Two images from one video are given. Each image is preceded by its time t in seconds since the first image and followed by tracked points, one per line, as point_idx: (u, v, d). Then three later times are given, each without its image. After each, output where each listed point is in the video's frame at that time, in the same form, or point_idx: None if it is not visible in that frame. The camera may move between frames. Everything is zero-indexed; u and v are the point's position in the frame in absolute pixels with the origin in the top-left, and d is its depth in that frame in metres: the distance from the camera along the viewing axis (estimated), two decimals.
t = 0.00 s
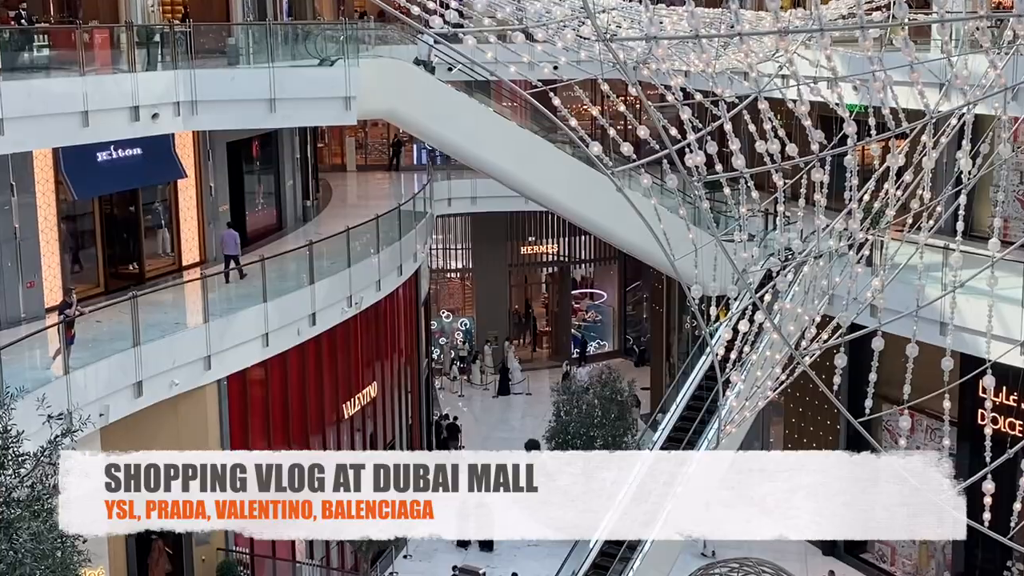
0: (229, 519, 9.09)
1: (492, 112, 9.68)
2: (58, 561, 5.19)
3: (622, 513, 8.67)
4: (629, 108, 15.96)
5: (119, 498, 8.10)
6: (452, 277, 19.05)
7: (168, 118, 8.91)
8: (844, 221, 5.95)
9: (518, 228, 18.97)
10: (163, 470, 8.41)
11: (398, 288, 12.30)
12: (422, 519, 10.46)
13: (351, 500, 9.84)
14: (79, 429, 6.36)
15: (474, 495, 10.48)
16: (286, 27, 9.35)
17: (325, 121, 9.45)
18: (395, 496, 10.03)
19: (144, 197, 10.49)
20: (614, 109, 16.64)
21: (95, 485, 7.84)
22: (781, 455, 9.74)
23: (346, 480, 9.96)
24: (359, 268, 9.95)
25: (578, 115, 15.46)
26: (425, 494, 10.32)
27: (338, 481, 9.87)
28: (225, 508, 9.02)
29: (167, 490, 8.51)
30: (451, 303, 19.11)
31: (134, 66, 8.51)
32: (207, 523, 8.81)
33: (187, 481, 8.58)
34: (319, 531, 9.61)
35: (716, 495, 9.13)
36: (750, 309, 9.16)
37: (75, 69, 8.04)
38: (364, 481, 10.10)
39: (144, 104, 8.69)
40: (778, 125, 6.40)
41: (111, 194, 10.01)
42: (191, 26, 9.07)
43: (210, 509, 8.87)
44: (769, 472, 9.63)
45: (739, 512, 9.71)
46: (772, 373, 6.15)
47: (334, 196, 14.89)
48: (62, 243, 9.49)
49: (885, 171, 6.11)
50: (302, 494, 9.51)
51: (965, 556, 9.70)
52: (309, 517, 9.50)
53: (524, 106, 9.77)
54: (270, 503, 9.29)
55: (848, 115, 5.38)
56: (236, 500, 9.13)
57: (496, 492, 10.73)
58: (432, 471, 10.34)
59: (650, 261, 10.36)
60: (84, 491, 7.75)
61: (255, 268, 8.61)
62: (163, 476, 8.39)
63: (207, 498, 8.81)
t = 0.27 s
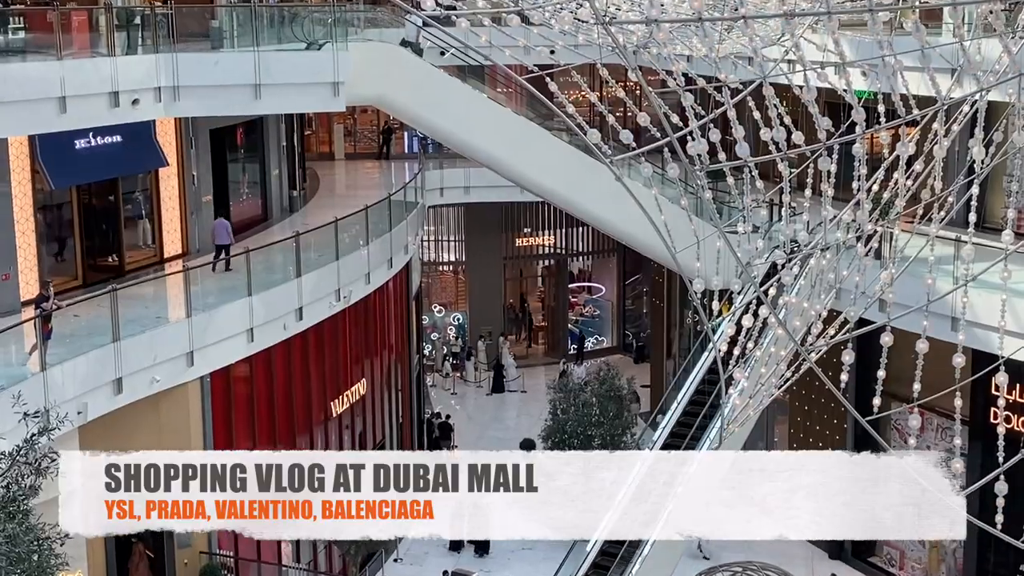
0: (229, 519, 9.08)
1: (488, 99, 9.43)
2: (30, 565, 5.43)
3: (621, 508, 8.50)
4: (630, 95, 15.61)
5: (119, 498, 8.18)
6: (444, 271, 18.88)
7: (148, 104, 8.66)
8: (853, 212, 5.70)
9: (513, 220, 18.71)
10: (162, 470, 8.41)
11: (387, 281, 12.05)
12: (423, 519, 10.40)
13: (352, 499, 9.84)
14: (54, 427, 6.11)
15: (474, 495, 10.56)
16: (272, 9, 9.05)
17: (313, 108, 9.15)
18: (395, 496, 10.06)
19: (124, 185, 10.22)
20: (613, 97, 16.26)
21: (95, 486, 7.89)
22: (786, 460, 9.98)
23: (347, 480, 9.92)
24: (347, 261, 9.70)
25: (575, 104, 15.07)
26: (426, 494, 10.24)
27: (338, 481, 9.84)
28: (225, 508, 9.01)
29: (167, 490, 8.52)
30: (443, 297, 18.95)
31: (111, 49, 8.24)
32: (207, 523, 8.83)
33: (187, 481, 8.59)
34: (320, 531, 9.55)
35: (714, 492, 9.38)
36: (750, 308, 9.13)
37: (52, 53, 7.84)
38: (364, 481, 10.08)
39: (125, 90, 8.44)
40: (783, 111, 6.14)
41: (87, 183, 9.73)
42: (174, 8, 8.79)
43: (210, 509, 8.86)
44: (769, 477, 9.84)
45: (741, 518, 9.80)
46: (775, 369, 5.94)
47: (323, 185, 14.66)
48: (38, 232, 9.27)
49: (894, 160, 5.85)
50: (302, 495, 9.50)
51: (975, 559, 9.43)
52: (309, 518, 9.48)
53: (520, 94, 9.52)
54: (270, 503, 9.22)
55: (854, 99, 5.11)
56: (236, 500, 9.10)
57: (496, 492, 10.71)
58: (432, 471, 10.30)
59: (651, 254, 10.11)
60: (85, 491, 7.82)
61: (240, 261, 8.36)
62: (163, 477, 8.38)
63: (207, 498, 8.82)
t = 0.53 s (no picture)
0: (229, 519, 8.98)
1: (483, 92, 9.32)
2: (12, 568, 5.38)
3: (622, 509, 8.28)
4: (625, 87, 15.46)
5: (119, 498, 8.13)
6: (436, 267, 18.66)
7: (133, 96, 8.53)
8: (854, 207, 5.56)
9: (507, 215, 18.61)
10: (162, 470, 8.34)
11: (378, 278, 11.93)
12: (423, 520, 10.28)
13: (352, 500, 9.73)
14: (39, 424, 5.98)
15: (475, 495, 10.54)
16: None
17: (301, 100, 8.96)
18: (395, 496, 10.01)
19: (108, 179, 10.04)
20: (609, 89, 16.12)
21: (95, 486, 7.84)
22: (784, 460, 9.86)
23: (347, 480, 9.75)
24: (336, 258, 9.55)
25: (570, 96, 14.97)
26: (426, 493, 10.27)
27: (338, 481, 9.64)
28: (224, 508, 8.90)
29: (167, 490, 8.40)
30: (434, 294, 18.69)
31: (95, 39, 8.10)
32: (207, 523, 8.72)
33: (186, 481, 8.47)
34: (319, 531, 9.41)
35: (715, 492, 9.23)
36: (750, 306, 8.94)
37: (34, 43, 7.67)
38: (364, 481, 9.99)
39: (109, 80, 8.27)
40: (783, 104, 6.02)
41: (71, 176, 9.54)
42: None
43: (210, 509, 8.77)
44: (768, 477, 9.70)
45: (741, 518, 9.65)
46: (776, 369, 5.79)
47: (311, 179, 14.48)
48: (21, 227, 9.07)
49: (896, 154, 5.73)
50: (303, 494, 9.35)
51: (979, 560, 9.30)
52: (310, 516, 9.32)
53: (513, 87, 9.41)
54: (269, 503, 9.09)
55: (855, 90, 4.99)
56: (236, 499, 9.00)
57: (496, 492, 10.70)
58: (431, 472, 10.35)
59: (648, 250, 9.98)
60: (84, 492, 7.77)
61: (228, 258, 8.22)
62: (163, 477, 8.28)
63: (207, 498, 8.70)
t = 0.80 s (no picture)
0: (229, 519, 8.98)
1: (472, 91, 9.24)
2: None
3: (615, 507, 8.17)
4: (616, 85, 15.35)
5: (119, 498, 8.17)
6: (427, 268, 18.68)
7: (120, 96, 8.47)
8: (849, 207, 5.49)
9: (499, 216, 18.54)
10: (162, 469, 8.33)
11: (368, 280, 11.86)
12: (424, 521, 9.89)
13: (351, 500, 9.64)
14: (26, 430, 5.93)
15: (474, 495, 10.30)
16: None
17: (291, 100, 8.91)
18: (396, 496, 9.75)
19: (95, 179, 9.99)
20: (601, 87, 16.00)
21: (95, 486, 7.88)
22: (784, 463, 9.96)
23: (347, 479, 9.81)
24: (325, 259, 9.46)
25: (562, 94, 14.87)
26: (426, 494, 9.97)
27: (338, 481, 9.69)
28: (224, 508, 8.91)
29: (167, 490, 8.41)
30: (426, 295, 18.74)
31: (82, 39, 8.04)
32: (207, 523, 8.73)
33: (187, 481, 8.48)
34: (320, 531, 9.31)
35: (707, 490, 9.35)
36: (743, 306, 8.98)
37: (20, 42, 7.58)
38: (364, 481, 9.87)
39: (96, 80, 8.21)
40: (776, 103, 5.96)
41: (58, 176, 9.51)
42: None
43: (210, 509, 8.77)
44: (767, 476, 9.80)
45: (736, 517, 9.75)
46: (770, 370, 5.74)
47: (300, 179, 14.44)
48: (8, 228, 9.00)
49: (890, 153, 5.67)
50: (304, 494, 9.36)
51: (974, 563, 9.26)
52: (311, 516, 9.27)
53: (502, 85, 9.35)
54: (270, 503, 9.07)
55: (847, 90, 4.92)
56: (236, 499, 8.98)
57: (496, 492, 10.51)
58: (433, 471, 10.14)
59: (640, 251, 9.92)
60: (84, 492, 7.82)
61: (217, 259, 8.14)
62: (163, 477, 8.27)
63: (207, 498, 8.71)
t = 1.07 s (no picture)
0: (229, 519, 8.86)
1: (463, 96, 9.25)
2: None
3: (610, 504, 8.41)
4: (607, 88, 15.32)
5: (119, 498, 8.10)
6: (416, 273, 18.68)
7: (107, 100, 8.41)
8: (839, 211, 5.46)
9: (487, 219, 18.50)
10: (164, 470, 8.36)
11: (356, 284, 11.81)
12: (425, 521, 9.66)
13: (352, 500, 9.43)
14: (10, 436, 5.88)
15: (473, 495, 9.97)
16: (236, 2, 8.82)
17: (279, 104, 8.89)
18: (395, 496, 9.55)
19: (81, 185, 9.93)
20: (589, 91, 16.00)
21: (96, 486, 7.82)
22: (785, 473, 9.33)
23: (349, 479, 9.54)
24: (312, 264, 9.40)
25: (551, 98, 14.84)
26: (426, 493, 9.70)
27: (338, 481, 9.47)
28: (225, 508, 8.81)
29: (167, 490, 8.41)
30: (414, 300, 18.78)
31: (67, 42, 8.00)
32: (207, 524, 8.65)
33: (187, 481, 8.49)
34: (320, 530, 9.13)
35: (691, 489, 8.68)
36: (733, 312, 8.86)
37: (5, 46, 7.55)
38: (364, 481, 9.61)
39: (82, 84, 8.17)
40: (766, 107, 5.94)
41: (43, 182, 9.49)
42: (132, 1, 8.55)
43: (210, 509, 8.69)
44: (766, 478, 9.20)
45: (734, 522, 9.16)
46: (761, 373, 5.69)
47: (288, 185, 14.39)
48: None
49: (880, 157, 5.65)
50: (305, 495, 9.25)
51: (964, 565, 9.31)
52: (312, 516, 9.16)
53: (491, 90, 9.35)
54: (269, 503, 8.96)
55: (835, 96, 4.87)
56: (236, 499, 8.89)
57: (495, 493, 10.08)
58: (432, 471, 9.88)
59: (630, 255, 9.91)
60: (84, 492, 7.77)
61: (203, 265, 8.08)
62: (163, 477, 8.28)
63: (207, 498, 8.66)
